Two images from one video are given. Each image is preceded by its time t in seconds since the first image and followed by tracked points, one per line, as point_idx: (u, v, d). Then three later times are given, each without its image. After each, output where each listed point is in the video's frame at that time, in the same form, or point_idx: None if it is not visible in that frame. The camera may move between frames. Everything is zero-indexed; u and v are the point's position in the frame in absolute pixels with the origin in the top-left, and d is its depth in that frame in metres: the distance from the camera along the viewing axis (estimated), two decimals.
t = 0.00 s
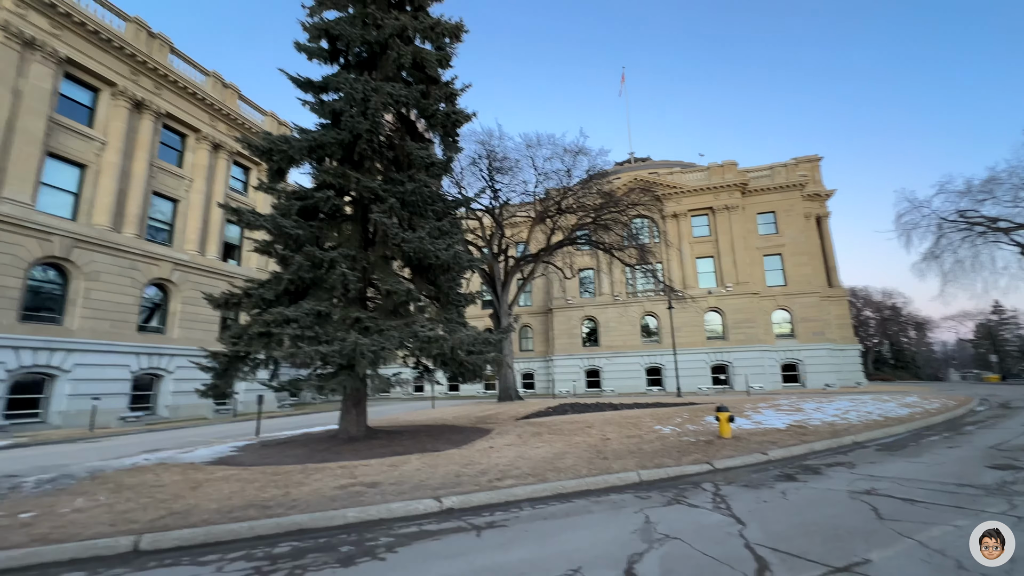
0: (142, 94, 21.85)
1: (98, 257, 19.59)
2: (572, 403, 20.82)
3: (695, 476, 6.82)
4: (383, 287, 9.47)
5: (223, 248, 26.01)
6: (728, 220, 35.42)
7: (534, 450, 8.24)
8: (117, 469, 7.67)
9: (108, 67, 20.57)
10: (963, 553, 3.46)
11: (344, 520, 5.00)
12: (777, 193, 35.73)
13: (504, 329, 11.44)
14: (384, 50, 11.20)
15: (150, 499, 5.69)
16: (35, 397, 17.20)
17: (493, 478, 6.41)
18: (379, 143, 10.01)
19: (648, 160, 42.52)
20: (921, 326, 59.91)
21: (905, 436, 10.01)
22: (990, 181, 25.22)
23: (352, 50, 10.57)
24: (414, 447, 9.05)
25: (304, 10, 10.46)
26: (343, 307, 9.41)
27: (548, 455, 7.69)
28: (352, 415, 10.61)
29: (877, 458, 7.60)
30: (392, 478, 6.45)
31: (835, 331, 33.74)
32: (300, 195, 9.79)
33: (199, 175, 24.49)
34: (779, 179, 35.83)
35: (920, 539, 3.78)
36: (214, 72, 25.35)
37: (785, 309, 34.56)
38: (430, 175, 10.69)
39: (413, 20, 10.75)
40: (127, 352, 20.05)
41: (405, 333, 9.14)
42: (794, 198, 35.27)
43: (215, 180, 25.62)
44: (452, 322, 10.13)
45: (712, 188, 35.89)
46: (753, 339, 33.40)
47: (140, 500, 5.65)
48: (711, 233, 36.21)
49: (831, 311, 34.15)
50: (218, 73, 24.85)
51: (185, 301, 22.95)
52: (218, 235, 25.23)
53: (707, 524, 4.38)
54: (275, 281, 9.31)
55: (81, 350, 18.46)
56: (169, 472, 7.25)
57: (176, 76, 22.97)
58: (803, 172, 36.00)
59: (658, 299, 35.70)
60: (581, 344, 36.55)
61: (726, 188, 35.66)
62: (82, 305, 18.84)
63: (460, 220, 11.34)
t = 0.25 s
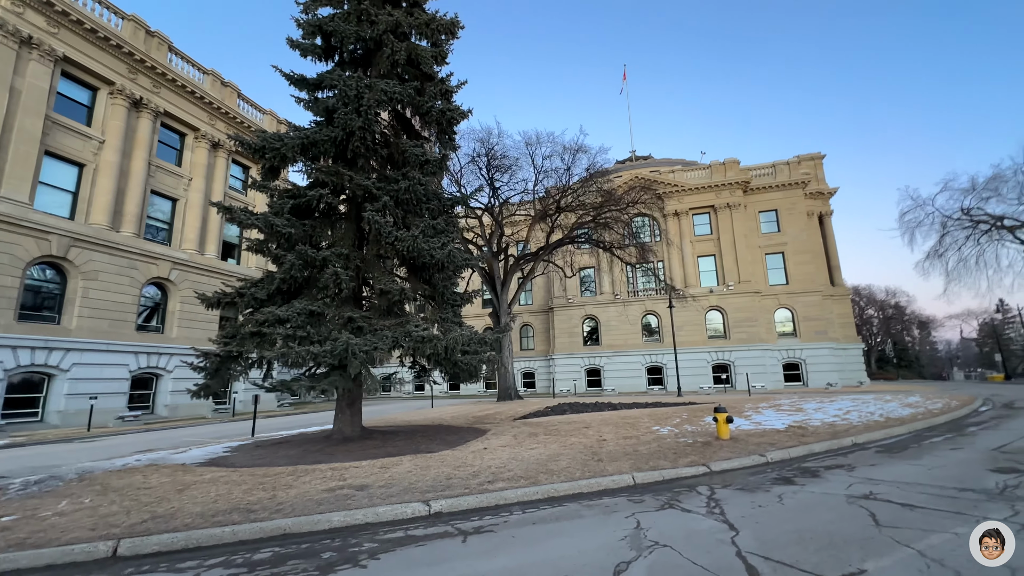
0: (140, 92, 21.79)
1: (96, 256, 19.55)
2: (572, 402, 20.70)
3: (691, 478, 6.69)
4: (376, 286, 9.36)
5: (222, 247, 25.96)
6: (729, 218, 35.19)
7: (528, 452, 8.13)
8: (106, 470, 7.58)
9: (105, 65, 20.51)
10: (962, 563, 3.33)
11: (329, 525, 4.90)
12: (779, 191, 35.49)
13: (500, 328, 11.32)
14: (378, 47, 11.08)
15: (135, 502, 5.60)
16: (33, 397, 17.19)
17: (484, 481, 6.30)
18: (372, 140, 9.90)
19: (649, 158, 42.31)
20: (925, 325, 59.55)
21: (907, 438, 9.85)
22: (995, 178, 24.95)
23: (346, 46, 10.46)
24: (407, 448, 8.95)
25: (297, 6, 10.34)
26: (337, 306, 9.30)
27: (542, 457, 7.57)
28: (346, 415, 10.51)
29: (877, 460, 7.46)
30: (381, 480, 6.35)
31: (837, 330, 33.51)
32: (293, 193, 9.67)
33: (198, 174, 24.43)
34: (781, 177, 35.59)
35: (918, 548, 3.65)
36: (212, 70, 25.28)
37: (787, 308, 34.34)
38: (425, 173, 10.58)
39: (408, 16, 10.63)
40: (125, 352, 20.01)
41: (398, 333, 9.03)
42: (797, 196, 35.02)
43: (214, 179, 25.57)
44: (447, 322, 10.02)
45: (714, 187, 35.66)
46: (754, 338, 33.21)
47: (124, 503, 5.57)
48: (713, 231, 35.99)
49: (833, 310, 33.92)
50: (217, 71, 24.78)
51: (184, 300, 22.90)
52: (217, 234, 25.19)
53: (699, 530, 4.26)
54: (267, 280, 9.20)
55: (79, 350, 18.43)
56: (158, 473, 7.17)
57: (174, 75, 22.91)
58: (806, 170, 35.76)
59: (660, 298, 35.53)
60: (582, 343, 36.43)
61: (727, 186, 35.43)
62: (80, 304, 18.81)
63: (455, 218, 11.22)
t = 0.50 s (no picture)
0: (141, 91, 21.83)
1: (98, 254, 19.62)
2: (573, 401, 20.62)
3: (688, 479, 6.60)
4: (373, 284, 9.31)
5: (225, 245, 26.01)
6: (733, 216, 34.94)
7: (525, 451, 8.05)
8: (102, 468, 7.57)
9: (107, 64, 20.55)
10: (961, 568, 3.23)
11: (319, 525, 4.85)
12: (783, 188, 35.23)
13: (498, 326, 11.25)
14: (375, 43, 11.00)
15: (126, 501, 5.57)
16: (37, 394, 17.28)
17: (478, 480, 6.23)
18: (369, 137, 9.83)
19: (652, 155, 42.10)
20: (932, 324, 59.07)
21: (911, 438, 9.70)
22: (1003, 175, 24.62)
23: (343, 42, 10.40)
24: (404, 447, 8.90)
25: (295, 1, 10.29)
26: (333, 304, 9.25)
27: (538, 456, 7.50)
28: (344, 413, 10.48)
29: (879, 460, 7.33)
30: (375, 479, 6.30)
31: (842, 328, 33.25)
32: (289, 190, 9.61)
33: (199, 172, 24.47)
34: (786, 174, 35.32)
35: (916, 551, 3.55)
36: (214, 69, 25.31)
37: (791, 306, 34.09)
38: (422, 170, 10.51)
39: (405, 12, 10.56)
40: (127, 350, 20.09)
41: (395, 331, 8.98)
42: (801, 194, 34.74)
43: (216, 177, 25.60)
44: (444, 320, 9.96)
45: (717, 184, 35.42)
46: (758, 336, 32.99)
47: (115, 501, 5.54)
48: (716, 229, 35.76)
49: (838, 308, 33.65)
50: (218, 70, 24.80)
51: (186, 298, 22.95)
52: (218, 232, 25.23)
53: (691, 532, 4.18)
54: (263, 278, 9.16)
55: (82, 348, 18.51)
56: (152, 472, 7.14)
57: (176, 73, 22.93)
58: (810, 167, 35.47)
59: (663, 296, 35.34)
60: (584, 342, 36.33)
61: (731, 184, 35.17)
62: (83, 302, 18.89)
63: (452, 216, 11.15)
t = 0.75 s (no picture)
0: (151, 96, 22.14)
1: (108, 257, 19.88)
2: (577, 404, 20.48)
3: (687, 484, 6.47)
4: (372, 286, 9.30)
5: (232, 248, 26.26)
6: (741, 217, 34.60)
7: (523, 454, 7.97)
8: (102, 469, 7.61)
9: (117, 70, 20.86)
10: None
11: (309, 528, 4.81)
12: (793, 189, 34.82)
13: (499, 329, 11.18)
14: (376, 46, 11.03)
15: (121, 502, 5.57)
16: (47, 395, 17.51)
17: (473, 484, 6.16)
18: (369, 139, 9.84)
19: (660, 157, 41.88)
20: (947, 326, 58.03)
21: (920, 443, 9.47)
22: (1019, 174, 24.10)
23: (344, 46, 10.44)
24: (402, 449, 8.85)
25: (296, 5, 10.35)
26: (332, 306, 9.24)
27: (536, 460, 7.42)
28: (345, 415, 10.46)
29: (886, 466, 7.14)
30: (369, 482, 6.25)
31: (853, 331, 32.73)
32: (289, 192, 9.64)
33: (208, 176, 24.74)
34: (795, 175, 34.92)
35: (917, 562, 3.42)
36: (223, 74, 25.61)
37: (801, 309, 33.64)
38: (422, 172, 10.50)
39: (405, 15, 10.58)
40: (136, 351, 20.31)
41: (393, 333, 8.94)
42: (811, 194, 34.31)
43: (224, 180, 25.87)
44: (444, 322, 9.91)
45: (725, 185, 35.10)
46: (767, 339, 32.58)
47: (110, 502, 5.54)
48: (724, 230, 35.42)
49: (849, 310, 33.13)
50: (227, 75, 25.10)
51: (194, 300, 23.18)
52: (226, 235, 25.49)
53: (685, 540, 4.07)
54: (263, 280, 9.18)
55: (92, 349, 18.75)
56: (151, 473, 7.16)
57: (185, 78, 23.23)
58: (820, 167, 35.01)
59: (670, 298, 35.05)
60: (591, 344, 36.13)
61: (739, 185, 34.83)
62: (93, 305, 19.13)
63: (453, 218, 11.13)
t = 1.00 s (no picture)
0: (152, 94, 22.18)
1: (110, 255, 19.98)
2: (578, 401, 20.44)
3: (681, 482, 6.43)
4: (368, 283, 9.28)
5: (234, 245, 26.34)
6: (744, 213, 34.37)
7: (518, 451, 7.94)
8: (99, 466, 7.64)
9: (118, 67, 20.90)
10: None
11: (299, 525, 4.81)
12: (797, 185, 34.55)
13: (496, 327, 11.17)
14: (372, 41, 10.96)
15: (114, 499, 5.59)
16: (51, 391, 17.64)
17: (465, 481, 6.13)
18: (364, 136, 9.80)
19: (663, 153, 41.64)
20: (953, 323, 57.55)
21: (921, 440, 9.38)
22: None
23: (340, 42, 10.39)
24: (398, 446, 8.85)
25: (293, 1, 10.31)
26: (328, 303, 9.24)
27: (530, 457, 7.39)
28: (342, 412, 10.48)
29: (883, 464, 7.07)
30: (361, 479, 6.24)
31: (857, 328, 32.50)
32: (285, 189, 9.62)
33: (210, 174, 24.80)
34: (799, 170, 34.63)
35: (906, 563, 3.36)
36: (223, 71, 25.62)
37: (804, 305, 33.44)
38: (418, 168, 10.46)
39: (401, 10, 10.52)
40: (139, 348, 20.43)
41: (388, 330, 8.93)
42: (815, 190, 34.03)
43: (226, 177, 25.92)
44: (441, 319, 9.90)
45: (729, 181, 34.86)
46: (770, 336, 32.40)
47: (103, 499, 5.56)
48: (727, 226, 35.20)
49: (853, 307, 32.89)
50: (228, 72, 25.10)
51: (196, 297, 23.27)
52: (228, 233, 25.56)
53: (672, 539, 4.03)
54: (259, 277, 9.19)
55: (94, 346, 18.86)
56: (146, 470, 7.18)
57: (186, 76, 23.24)
58: (825, 162, 34.72)
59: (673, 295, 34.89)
60: (593, 341, 36.07)
61: (743, 180, 34.56)
62: (95, 302, 19.23)
63: (450, 215, 11.10)
